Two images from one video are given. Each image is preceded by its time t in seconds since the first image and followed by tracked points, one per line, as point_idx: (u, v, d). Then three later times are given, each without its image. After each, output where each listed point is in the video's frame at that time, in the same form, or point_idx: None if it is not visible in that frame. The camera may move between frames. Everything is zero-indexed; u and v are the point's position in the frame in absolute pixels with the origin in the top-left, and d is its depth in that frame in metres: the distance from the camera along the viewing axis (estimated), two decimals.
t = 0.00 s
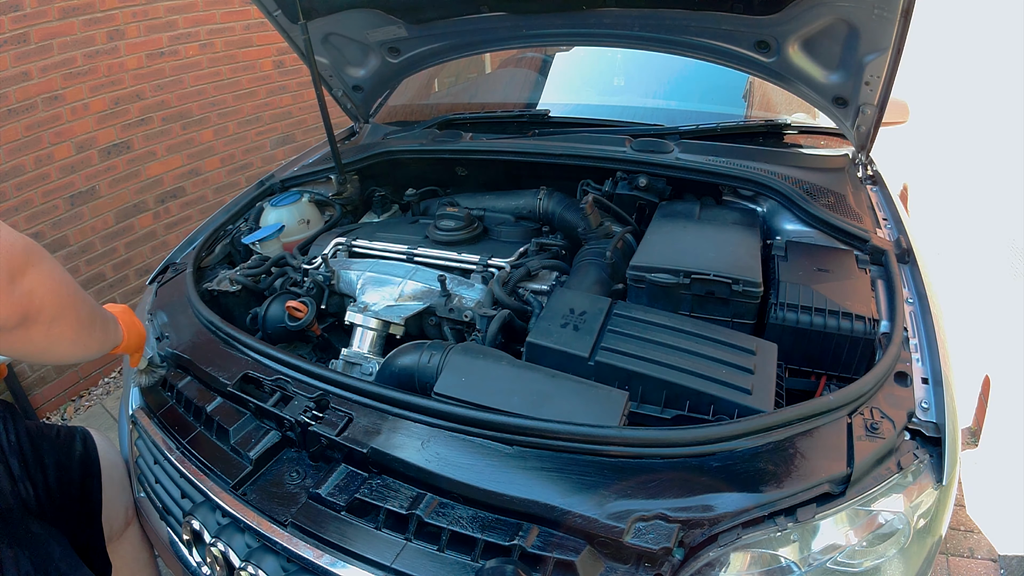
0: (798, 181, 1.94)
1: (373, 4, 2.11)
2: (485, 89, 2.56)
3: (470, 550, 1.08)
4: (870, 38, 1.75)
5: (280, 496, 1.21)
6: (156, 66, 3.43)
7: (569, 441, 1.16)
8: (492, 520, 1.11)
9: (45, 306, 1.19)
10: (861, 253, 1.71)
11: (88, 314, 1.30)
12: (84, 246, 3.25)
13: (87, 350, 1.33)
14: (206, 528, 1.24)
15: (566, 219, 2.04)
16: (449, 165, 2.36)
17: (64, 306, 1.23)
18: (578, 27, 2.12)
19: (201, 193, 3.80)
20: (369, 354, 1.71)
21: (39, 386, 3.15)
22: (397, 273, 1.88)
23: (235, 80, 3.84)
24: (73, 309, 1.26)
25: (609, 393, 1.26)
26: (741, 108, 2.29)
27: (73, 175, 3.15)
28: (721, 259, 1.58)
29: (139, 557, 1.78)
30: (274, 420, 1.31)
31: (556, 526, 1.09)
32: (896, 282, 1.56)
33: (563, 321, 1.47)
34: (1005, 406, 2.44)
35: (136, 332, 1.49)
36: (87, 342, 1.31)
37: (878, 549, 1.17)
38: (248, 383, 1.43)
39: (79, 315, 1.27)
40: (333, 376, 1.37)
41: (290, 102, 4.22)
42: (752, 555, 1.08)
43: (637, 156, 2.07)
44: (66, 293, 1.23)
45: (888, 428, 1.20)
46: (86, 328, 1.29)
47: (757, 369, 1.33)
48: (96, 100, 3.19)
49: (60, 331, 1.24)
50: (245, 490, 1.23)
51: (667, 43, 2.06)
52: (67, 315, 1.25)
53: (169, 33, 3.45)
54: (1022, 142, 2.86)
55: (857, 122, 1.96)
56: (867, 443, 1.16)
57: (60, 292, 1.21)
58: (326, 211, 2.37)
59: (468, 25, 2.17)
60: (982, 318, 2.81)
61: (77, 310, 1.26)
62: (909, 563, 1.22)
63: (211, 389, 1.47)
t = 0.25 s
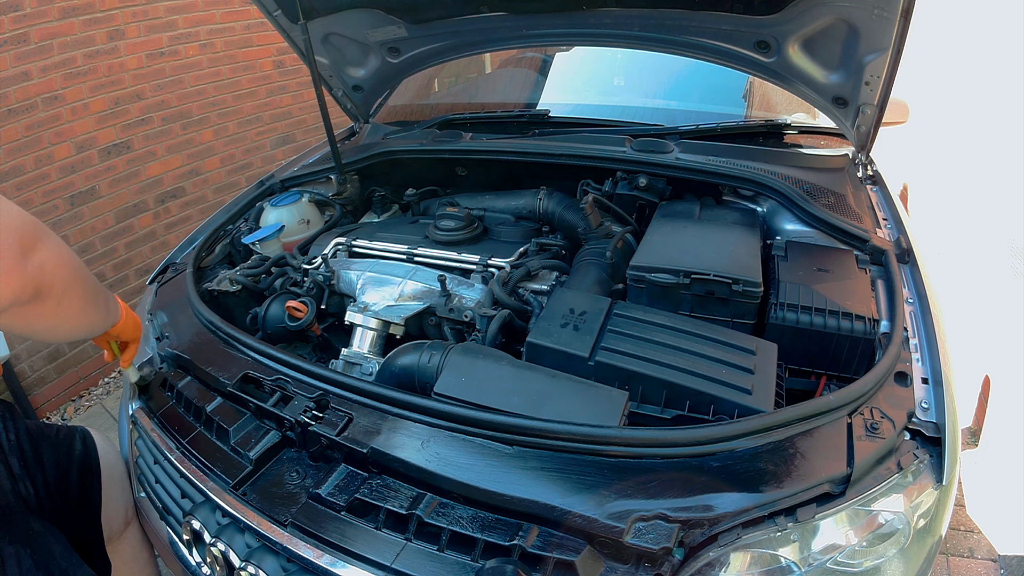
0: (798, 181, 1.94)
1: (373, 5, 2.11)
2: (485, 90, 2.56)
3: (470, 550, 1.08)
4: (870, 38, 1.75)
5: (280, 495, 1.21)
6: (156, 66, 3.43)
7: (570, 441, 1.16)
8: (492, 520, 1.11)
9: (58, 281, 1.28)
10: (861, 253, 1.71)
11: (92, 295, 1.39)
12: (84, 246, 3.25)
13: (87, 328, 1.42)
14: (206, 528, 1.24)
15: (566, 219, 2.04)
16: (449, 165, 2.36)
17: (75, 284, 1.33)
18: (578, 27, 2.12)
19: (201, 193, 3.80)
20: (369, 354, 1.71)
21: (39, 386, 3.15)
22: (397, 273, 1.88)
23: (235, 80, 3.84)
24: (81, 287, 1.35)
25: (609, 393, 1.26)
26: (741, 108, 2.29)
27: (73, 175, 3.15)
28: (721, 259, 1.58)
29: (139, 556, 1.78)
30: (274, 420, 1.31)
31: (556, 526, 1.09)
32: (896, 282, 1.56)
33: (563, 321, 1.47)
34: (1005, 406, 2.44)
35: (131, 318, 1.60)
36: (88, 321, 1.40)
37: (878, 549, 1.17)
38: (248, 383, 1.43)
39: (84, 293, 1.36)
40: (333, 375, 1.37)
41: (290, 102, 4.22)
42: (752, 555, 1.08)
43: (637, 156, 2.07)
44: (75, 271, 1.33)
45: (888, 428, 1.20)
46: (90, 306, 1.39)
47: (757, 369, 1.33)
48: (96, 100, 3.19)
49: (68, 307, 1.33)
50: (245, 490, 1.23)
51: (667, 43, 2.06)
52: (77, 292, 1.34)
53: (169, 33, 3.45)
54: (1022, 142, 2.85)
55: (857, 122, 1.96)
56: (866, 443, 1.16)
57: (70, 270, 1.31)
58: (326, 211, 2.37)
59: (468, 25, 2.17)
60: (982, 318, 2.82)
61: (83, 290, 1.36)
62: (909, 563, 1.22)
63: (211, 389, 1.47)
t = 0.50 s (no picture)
0: (798, 181, 1.94)
1: (373, 5, 2.11)
2: (485, 90, 2.56)
3: (470, 550, 1.08)
4: (870, 38, 1.75)
5: (280, 495, 1.21)
6: (156, 66, 3.42)
7: (569, 441, 1.16)
8: (492, 520, 1.11)
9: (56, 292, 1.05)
10: (861, 253, 1.71)
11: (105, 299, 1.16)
12: (84, 246, 3.25)
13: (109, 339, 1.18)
14: (206, 528, 1.24)
15: (566, 219, 2.04)
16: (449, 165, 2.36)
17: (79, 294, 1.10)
18: (578, 27, 2.12)
19: (201, 193, 3.80)
20: (369, 354, 1.71)
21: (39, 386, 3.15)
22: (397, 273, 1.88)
23: (235, 80, 3.84)
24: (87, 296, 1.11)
25: (609, 393, 1.26)
26: (741, 108, 2.29)
27: (73, 175, 3.15)
28: (721, 259, 1.58)
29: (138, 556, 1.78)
30: (274, 420, 1.31)
31: (556, 526, 1.09)
32: (896, 282, 1.56)
33: (562, 321, 1.47)
34: (1005, 406, 2.44)
35: (159, 306, 1.32)
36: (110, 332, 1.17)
37: (878, 548, 1.17)
38: (248, 383, 1.43)
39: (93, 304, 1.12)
40: (333, 375, 1.37)
41: (290, 102, 4.22)
42: (752, 555, 1.08)
43: (637, 156, 2.07)
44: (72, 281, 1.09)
45: (888, 428, 1.20)
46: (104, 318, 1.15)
47: (757, 369, 1.32)
48: (96, 100, 3.19)
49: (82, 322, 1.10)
50: (245, 490, 1.23)
51: (667, 44, 2.06)
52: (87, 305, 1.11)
53: (169, 33, 3.45)
54: (1022, 142, 2.86)
55: (857, 122, 1.96)
56: (867, 443, 1.16)
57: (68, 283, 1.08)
58: (326, 211, 2.37)
59: (469, 25, 2.17)
60: (982, 318, 2.82)
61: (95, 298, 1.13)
62: (910, 563, 1.22)
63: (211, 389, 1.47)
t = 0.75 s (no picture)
0: (798, 181, 1.94)
1: (373, 5, 2.11)
2: (485, 90, 2.56)
3: (470, 550, 1.08)
4: (871, 38, 1.75)
5: (280, 496, 1.21)
6: (156, 66, 3.42)
7: (569, 441, 1.16)
8: (492, 520, 1.11)
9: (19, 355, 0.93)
10: (861, 253, 1.70)
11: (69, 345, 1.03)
12: (84, 246, 3.25)
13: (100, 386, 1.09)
14: (206, 528, 1.24)
15: (566, 219, 2.04)
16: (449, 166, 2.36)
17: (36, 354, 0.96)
18: (578, 27, 2.12)
19: (201, 193, 3.80)
20: (369, 354, 1.71)
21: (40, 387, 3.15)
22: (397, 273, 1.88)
23: (235, 80, 3.84)
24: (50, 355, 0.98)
25: (609, 394, 1.26)
26: (741, 108, 2.29)
27: (73, 175, 3.15)
28: (721, 259, 1.58)
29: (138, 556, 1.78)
30: (274, 420, 1.31)
31: (556, 526, 1.09)
32: (896, 282, 1.56)
33: (563, 321, 1.47)
34: (1005, 406, 2.44)
35: (163, 335, 1.25)
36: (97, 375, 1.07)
37: (878, 549, 1.17)
38: (248, 383, 1.43)
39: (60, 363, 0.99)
40: (333, 376, 1.37)
41: (291, 102, 4.22)
42: (752, 555, 1.08)
43: (637, 156, 2.07)
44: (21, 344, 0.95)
45: (888, 428, 1.20)
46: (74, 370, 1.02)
47: (757, 369, 1.32)
48: (96, 100, 3.19)
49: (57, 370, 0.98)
50: (245, 490, 1.23)
51: (667, 43, 2.06)
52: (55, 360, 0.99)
53: (169, 33, 3.45)
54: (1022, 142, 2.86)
55: (857, 122, 1.96)
56: (867, 443, 1.16)
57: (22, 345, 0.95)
58: (326, 211, 2.37)
59: (469, 25, 2.17)
60: (982, 318, 2.82)
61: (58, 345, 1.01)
62: (910, 563, 1.22)
63: (211, 389, 1.47)
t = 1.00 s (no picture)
0: (798, 181, 1.94)
1: (373, 4, 2.11)
2: (485, 89, 2.56)
3: (470, 550, 1.08)
4: (871, 38, 1.75)
5: (280, 496, 1.21)
6: (156, 66, 3.42)
7: (569, 441, 1.16)
8: (492, 520, 1.11)
9: None
10: (861, 253, 1.71)
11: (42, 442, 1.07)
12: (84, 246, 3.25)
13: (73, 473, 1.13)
14: (206, 528, 1.24)
15: (566, 219, 2.04)
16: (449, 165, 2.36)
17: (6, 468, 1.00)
18: (578, 27, 2.12)
19: (201, 193, 3.80)
20: (369, 354, 1.71)
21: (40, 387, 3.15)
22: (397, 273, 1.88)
23: (235, 80, 3.84)
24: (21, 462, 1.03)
25: (609, 394, 1.26)
26: (741, 108, 2.29)
27: (73, 175, 3.15)
28: (721, 259, 1.58)
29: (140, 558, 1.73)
30: (274, 420, 1.31)
31: (556, 526, 1.09)
32: (896, 282, 1.56)
33: (563, 321, 1.47)
34: (1005, 406, 2.44)
35: (146, 394, 1.27)
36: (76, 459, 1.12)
37: (878, 549, 1.17)
38: (248, 383, 1.43)
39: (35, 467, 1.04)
40: (333, 376, 1.37)
41: (291, 102, 4.22)
42: (752, 555, 1.08)
43: (637, 156, 2.07)
44: None
45: (888, 428, 1.20)
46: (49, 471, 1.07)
47: (757, 369, 1.32)
48: (96, 100, 3.19)
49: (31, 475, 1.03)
50: (245, 489, 1.23)
51: (667, 43, 2.06)
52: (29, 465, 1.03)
53: (169, 33, 3.45)
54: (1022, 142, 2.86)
55: (857, 122, 1.96)
56: (867, 443, 1.16)
57: None
58: (326, 211, 2.37)
59: (469, 25, 2.17)
60: (982, 318, 2.82)
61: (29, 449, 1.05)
62: (910, 563, 1.22)
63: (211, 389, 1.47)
